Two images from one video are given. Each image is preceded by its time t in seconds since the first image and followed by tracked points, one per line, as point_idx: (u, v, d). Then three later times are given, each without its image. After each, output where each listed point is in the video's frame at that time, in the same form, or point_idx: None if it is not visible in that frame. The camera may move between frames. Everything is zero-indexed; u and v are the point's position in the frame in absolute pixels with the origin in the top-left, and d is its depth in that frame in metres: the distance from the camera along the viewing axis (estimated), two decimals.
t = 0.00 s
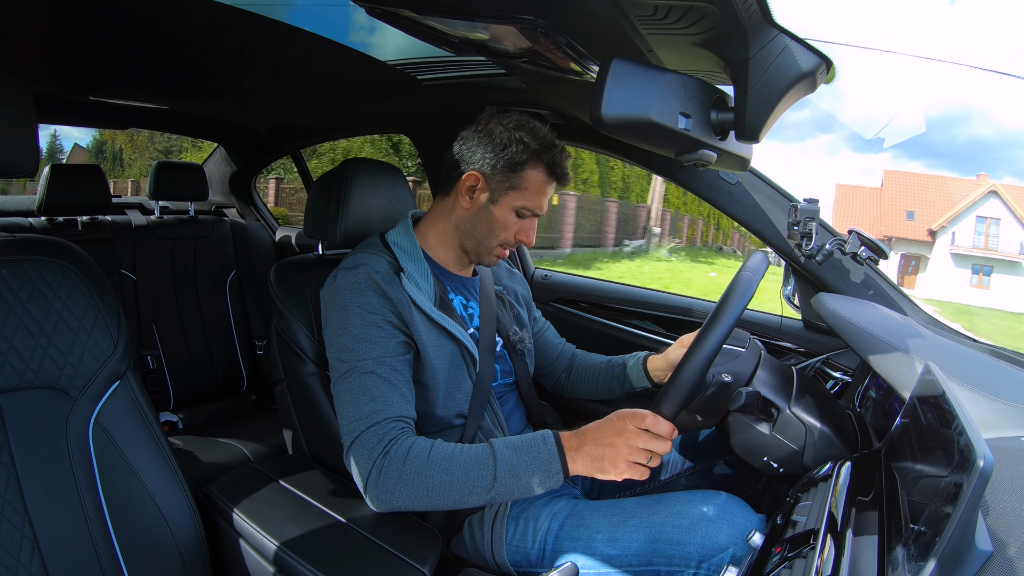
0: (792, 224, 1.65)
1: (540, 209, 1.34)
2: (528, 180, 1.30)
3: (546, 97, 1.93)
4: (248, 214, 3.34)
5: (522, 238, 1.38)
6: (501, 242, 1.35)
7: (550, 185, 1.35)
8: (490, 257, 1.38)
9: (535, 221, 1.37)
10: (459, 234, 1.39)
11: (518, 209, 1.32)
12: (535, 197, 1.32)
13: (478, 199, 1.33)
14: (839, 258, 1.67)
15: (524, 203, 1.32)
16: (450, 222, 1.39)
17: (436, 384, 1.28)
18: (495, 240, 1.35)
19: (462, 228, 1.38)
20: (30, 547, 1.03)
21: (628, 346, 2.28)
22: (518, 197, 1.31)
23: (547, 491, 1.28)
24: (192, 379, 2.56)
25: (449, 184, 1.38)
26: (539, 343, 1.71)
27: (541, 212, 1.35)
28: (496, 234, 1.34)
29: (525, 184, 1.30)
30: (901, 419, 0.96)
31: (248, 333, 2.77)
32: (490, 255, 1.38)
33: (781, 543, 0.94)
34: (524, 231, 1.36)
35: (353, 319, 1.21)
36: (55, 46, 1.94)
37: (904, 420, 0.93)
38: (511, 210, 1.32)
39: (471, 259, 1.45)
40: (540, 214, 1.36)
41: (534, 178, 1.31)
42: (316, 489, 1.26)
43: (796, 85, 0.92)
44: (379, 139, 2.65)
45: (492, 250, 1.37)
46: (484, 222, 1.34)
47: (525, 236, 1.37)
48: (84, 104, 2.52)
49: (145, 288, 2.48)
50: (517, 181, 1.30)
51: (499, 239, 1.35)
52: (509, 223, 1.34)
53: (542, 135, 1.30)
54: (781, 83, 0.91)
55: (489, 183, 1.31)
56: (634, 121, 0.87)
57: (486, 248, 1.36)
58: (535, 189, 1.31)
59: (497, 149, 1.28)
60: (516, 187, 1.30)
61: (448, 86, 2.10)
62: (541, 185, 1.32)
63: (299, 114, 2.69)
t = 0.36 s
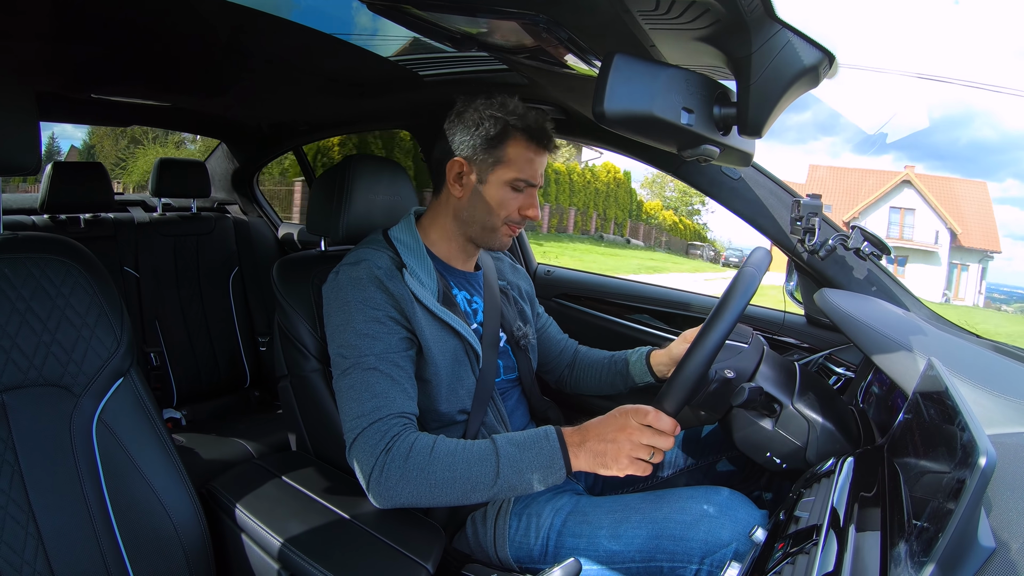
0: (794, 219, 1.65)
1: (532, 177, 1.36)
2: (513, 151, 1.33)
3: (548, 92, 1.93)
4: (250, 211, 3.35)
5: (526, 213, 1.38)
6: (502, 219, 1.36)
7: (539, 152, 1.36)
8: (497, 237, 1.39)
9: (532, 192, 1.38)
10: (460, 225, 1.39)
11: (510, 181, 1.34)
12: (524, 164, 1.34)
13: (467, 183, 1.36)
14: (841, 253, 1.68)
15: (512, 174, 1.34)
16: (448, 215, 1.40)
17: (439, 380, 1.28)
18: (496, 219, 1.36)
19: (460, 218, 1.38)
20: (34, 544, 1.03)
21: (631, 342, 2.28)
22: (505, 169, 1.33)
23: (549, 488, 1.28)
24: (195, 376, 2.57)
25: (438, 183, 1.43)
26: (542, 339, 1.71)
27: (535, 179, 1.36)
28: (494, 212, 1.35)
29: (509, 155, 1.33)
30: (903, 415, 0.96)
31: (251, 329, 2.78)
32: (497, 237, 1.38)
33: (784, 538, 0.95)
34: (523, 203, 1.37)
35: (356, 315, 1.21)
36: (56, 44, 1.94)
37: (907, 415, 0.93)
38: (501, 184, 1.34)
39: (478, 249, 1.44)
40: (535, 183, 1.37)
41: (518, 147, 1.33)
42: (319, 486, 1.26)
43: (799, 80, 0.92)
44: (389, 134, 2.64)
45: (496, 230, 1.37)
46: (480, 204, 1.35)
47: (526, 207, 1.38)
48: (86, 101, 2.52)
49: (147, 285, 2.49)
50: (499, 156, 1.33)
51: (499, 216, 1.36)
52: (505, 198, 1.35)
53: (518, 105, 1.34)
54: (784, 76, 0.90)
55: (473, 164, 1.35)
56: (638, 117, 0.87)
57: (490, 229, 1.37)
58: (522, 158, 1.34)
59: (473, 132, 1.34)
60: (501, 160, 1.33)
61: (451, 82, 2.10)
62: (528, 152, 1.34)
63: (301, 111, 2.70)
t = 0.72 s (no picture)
0: (796, 220, 1.70)
1: (499, 149, 1.38)
2: (474, 131, 1.38)
3: (550, 92, 1.93)
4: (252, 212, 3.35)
5: (505, 187, 1.40)
6: (481, 197, 1.39)
7: (504, 125, 1.39)
8: (485, 218, 1.40)
9: (506, 165, 1.40)
10: (449, 219, 1.43)
11: (477, 158, 1.38)
12: (487, 140, 1.38)
13: (440, 175, 1.43)
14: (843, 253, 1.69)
15: (477, 152, 1.38)
16: (437, 213, 1.45)
17: (441, 380, 1.28)
18: (475, 199, 1.39)
19: (447, 212, 1.43)
20: (37, 545, 1.03)
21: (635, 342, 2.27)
22: (469, 150, 1.38)
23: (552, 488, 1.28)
24: (198, 377, 2.57)
25: (425, 191, 1.50)
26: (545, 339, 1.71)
27: (504, 152, 1.39)
28: (471, 193, 1.39)
29: (471, 135, 1.38)
30: (905, 415, 0.96)
31: (254, 330, 2.79)
32: (484, 218, 1.40)
33: (787, 539, 0.94)
34: (498, 177, 1.40)
35: (357, 315, 1.21)
36: (58, 45, 1.94)
37: (909, 416, 0.93)
38: (470, 164, 1.38)
39: (476, 240, 1.46)
40: (507, 155, 1.40)
41: (478, 125, 1.38)
42: (322, 487, 1.26)
43: (801, 80, 0.92)
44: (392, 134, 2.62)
45: (480, 210, 1.39)
46: (456, 189, 1.40)
47: (502, 181, 1.40)
48: (88, 103, 2.52)
49: (149, 286, 2.49)
50: (461, 140, 1.39)
51: (478, 196, 1.39)
52: (479, 177, 1.38)
53: (469, 88, 1.39)
54: (786, 77, 0.90)
55: (442, 156, 1.43)
56: (639, 117, 0.87)
57: (474, 211, 1.39)
58: (483, 134, 1.38)
59: (437, 130, 1.43)
60: (464, 143, 1.39)
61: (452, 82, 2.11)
62: (490, 128, 1.38)
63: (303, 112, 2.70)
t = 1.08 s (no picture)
0: (799, 223, 1.68)
1: (496, 148, 1.39)
2: (470, 132, 1.39)
3: (552, 95, 1.94)
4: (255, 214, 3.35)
5: (504, 187, 1.40)
6: (480, 198, 1.39)
7: (500, 125, 1.40)
8: (485, 218, 1.40)
9: (502, 164, 1.41)
10: (450, 221, 1.43)
11: (474, 158, 1.39)
12: (482, 140, 1.38)
13: (439, 178, 1.44)
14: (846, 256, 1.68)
15: (474, 152, 1.39)
16: (437, 216, 1.45)
17: (442, 382, 1.28)
18: (474, 200, 1.39)
19: (447, 214, 1.43)
20: (38, 546, 1.03)
21: (632, 344, 2.29)
22: (467, 151, 1.39)
23: (553, 490, 1.28)
24: (199, 377, 2.57)
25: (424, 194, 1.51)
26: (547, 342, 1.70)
27: (501, 151, 1.40)
28: (470, 193, 1.39)
29: (467, 136, 1.39)
30: (908, 419, 0.96)
31: (255, 332, 2.79)
32: (484, 220, 1.40)
33: (788, 542, 0.94)
34: (496, 177, 1.40)
35: (358, 317, 1.21)
36: (61, 45, 1.94)
37: (911, 419, 0.93)
38: (468, 165, 1.39)
39: (478, 242, 1.46)
40: (503, 154, 1.40)
41: (474, 126, 1.39)
42: (323, 489, 1.26)
43: (803, 83, 0.91)
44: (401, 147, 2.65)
45: (479, 211, 1.40)
46: (456, 191, 1.41)
47: (500, 180, 1.40)
48: (91, 104, 2.53)
49: (150, 287, 2.49)
50: (457, 142, 1.40)
51: (477, 197, 1.39)
52: (478, 177, 1.39)
53: (463, 89, 1.39)
54: (787, 80, 0.91)
55: (440, 159, 1.44)
56: (641, 119, 0.87)
57: (474, 211, 1.40)
58: (479, 134, 1.39)
59: (434, 134, 1.44)
60: (460, 144, 1.39)
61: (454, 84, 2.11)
62: (485, 127, 1.39)
63: (305, 114, 2.71)
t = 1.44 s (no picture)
0: (800, 231, 1.67)
1: (494, 150, 1.39)
2: (468, 135, 1.39)
3: (555, 101, 1.95)
4: (257, 215, 3.36)
5: (503, 188, 1.41)
6: (480, 200, 1.39)
7: (496, 126, 1.41)
8: (485, 220, 1.40)
9: (500, 165, 1.41)
10: (451, 224, 1.43)
11: (472, 161, 1.39)
12: (480, 142, 1.39)
13: (438, 182, 1.44)
14: (847, 265, 1.69)
15: (472, 155, 1.39)
16: (439, 220, 1.46)
17: (442, 387, 1.27)
18: (474, 203, 1.39)
19: (448, 217, 1.43)
20: (35, 544, 1.03)
21: (631, 349, 2.27)
22: (465, 154, 1.39)
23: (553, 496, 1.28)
24: (200, 378, 2.58)
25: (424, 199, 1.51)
26: (549, 347, 1.71)
27: (499, 152, 1.40)
28: (470, 196, 1.39)
29: (464, 139, 1.39)
30: (908, 428, 0.96)
31: (256, 333, 2.79)
32: (485, 222, 1.40)
33: (787, 551, 0.94)
34: (495, 178, 1.40)
35: (359, 320, 1.22)
36: (66, 45, 1.95)
37: (911, 429, 0.92)
38: (467, 168, 1.39)
39: (479, 245, 1.45)
40: (501, 155, 1.40)
41: (472, 129, 1.39)
42: (321, 492, 1.26)
43: (806, 91, 0.92)
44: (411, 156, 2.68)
45: (479, 213, 1.40)
46: (455, 194, 1.41)
47: (499, 181, 1.40)
48: (96, 104, 2.54)
49: (152, 286, 2.49)
50: (453, 146, 1.41)
51: (476, 199, 1.39)
52: (477, 179, 1.39)
53: (458, 94, 1.40)
54: (791, 88, 0.91)
55: (439, 163, 1.44)
56: (644, 126, 0.87)
57: (473, 214, 1.40)
58: (477, 137, 1.39)
59: (433, 138, 1.45)
60: (459, 147, 1.40)
61: (457, 89, 2.12)
62: (483, 130, 1.39)
63: (309, 116, 2.72)
